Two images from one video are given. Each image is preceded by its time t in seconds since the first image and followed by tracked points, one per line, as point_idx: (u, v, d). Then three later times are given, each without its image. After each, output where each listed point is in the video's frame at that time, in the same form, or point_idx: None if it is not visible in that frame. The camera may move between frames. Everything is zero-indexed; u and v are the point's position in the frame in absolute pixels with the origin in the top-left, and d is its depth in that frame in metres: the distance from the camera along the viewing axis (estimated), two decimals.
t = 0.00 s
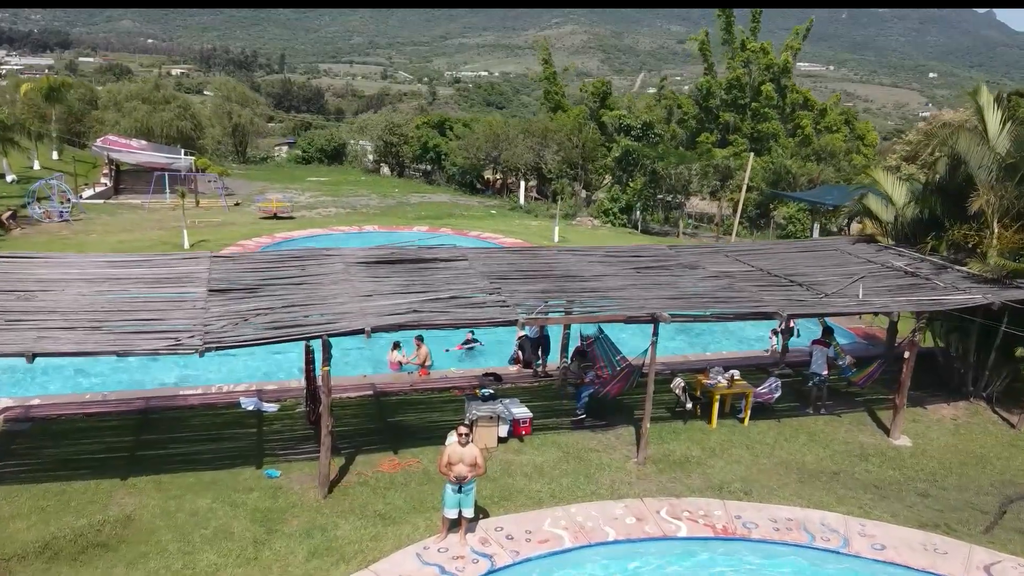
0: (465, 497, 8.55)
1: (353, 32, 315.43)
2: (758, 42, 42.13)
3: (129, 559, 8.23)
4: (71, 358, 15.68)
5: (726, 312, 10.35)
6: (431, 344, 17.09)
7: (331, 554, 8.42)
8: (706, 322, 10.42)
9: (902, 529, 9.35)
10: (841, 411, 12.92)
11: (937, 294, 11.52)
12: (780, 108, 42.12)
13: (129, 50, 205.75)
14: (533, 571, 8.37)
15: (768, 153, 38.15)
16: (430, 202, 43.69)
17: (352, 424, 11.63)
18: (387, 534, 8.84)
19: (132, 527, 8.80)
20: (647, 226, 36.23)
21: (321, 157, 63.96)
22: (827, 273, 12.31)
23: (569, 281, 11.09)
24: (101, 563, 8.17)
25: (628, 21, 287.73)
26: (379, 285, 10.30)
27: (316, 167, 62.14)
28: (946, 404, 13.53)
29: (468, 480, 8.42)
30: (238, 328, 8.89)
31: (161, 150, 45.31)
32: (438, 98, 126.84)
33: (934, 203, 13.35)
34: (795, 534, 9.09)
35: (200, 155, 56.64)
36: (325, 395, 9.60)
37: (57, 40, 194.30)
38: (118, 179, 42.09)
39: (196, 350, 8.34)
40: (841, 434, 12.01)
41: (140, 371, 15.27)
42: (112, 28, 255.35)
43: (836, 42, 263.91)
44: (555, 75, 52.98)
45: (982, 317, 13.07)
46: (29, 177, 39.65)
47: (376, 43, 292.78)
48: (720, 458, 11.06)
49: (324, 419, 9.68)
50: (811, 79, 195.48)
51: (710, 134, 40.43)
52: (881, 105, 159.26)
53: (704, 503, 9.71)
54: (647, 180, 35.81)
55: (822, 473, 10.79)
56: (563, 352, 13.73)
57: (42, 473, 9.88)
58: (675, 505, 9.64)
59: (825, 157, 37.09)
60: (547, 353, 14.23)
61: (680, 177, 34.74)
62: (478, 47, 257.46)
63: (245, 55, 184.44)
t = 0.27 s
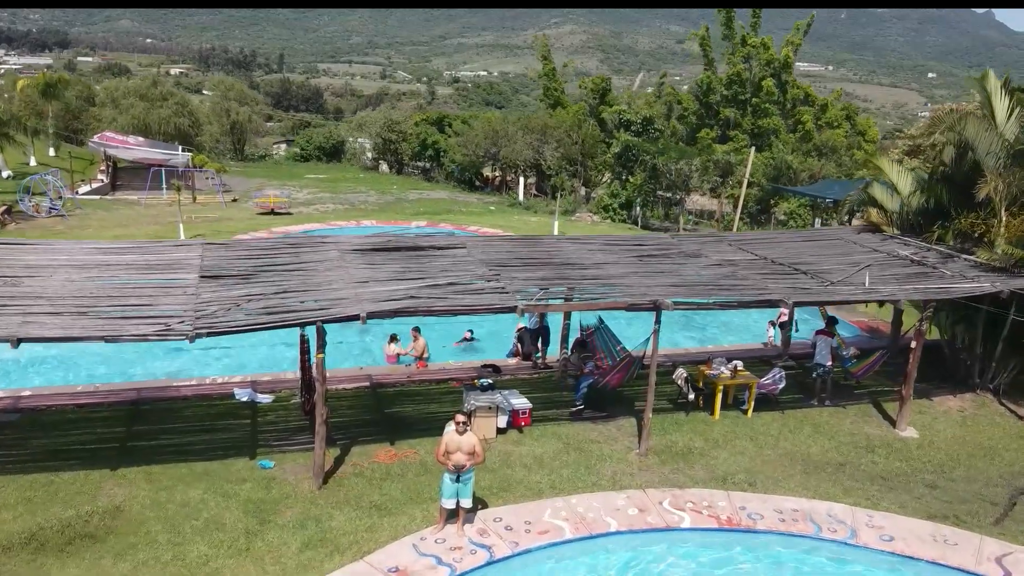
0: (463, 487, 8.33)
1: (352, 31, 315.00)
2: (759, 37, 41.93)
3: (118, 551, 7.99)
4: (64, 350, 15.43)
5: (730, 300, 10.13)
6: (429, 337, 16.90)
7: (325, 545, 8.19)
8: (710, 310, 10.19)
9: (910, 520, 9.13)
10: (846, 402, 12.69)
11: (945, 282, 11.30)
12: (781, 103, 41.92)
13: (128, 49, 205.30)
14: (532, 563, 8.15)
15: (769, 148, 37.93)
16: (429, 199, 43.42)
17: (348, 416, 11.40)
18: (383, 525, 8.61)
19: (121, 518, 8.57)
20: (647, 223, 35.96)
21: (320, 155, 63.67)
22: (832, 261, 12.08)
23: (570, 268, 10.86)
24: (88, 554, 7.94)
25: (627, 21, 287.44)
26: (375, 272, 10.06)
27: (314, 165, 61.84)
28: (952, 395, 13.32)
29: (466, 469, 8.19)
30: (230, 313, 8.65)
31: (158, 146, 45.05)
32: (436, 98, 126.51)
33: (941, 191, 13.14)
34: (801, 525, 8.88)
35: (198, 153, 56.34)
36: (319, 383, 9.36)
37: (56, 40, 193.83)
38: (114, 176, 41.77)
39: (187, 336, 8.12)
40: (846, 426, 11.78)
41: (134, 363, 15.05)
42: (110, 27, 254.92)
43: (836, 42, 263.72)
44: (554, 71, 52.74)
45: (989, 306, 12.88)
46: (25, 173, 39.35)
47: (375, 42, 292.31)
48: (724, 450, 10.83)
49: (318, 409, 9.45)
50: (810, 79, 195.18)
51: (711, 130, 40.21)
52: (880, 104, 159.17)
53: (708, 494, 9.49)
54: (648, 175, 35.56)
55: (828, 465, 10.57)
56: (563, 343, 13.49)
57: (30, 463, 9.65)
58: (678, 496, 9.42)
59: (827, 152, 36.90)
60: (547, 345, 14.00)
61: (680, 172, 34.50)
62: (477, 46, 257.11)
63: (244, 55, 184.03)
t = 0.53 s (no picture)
0: (463, 472, 8.20)
1: (351, 31, 314.92)
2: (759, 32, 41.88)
3: (111, 536, 7.86)
4: (60, 342, 15.30)
5: (732, 284, 10.02)
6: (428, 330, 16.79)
7: (322, 530, 8.06)
8: (712, 294, 10.09)
9: (916, 506, 9.01)
10: (849, 392, 12.57)
11: (950, 269, 11.18)
12: (782, 99, 41.90)
13: (127, 49, 205.17)
14: (533, 547, 8.05)
15: (770, 144, 37.87)
16: (428, 195, 43.27)
17: (346, 404, 11.28)
18: (381, 511, 8.49)
19: (115, 503, 8.43)
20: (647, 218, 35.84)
21: (319, 152, 63.53)
22: (835, 248, 11.96)
23: (571, 254, 10.73)
24: (81, 538, 7.81)
25: (627, 21, 287.30)
26: (373, 256, 9.94)
27: (314, 162, 61.66)
28: (956, 385, 13.21)
29: (465, 453, 8.07)
30: (226, 296, 8.52)
31: (157, 143, 44.91)
32: (436, 97, 126.34)
33: (945, 179, 13.04)
34: (805, 510, 8.76)
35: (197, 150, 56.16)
36: (316, 368, 9.24)
37: (56, 40, 193.67)
38: (113, 172, 41.60)
39: (181, 318, 7.99)
40: (849, 414, 11.66)
41: (130, 354, 14.90)
42: (110, 27, 254.76)
43: (835, 42, 263.60)
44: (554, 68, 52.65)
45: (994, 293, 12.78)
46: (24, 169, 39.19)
47: (375, 43, 291.91)
48: (726, 438, 10.71)
49: (315, 394, 9.32)
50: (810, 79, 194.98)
51: (711, 126, 40.13)
52: (880, 104, 159.10)
53: (710, 480, 9.36)
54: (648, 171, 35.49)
55: (832, 452, 10.45)
56: (564, 332, 13.37)
57: (23, 450, 9.51)
58: (679, 482, 9.30)
59: (828, 147, 36.83)
60: (547, 335, 13.87)
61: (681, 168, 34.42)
62: (477, 46, 256.92)
63: (243, 55, 183.81)
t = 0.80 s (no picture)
0: (462, 454, 8.13)
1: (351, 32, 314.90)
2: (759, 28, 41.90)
3: (107, 518, 7.79)
4: (58, 333, 15.21)
5: (733, 269, 9.96)
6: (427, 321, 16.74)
7: (320, 513, 7.99)
8: (713, 278, 10.03)
9: (919, 490, 8.95)
10: (851, 380, 12.50)
11: (953, 254, 11.13)
12: (782, 95, 41.89)
13: (126, 49, 205.10)
14: (533, 530, 7.98)
15: (770, 139, 37.84)
16: (428, 192, 43.23)
17: (345, 390, 11.22)
18: (379, 494, 8.42)
19: (111, 487, 8.36)
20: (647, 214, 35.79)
21: (319, 151, 63.42)
22: (836, 235, 11.89)
23: (571, 239, 10.67)
24: (78, 520, 7.73)
25: (627, 21, 287.27)
26: (371, 240, 9.87)
27: (314, 160, 61.58)
28: (959, 373, 13.15)
29: (464, 435, 8.01)
30: (224, 277, 8.47)
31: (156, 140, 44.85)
32: (436, 97, 126.30)
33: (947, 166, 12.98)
34: (807, 493, 8.69)
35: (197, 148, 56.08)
36: (314, 352, 9.17)
37: (56, 40, 193.64)
38: (113, 169, 41.53)
39: (178, 298, 7.93)
40: (851, 402, 11.58)
41: (129, 344, 14.84)
42: (109, 28, 254.67)
43: (835, 42, 263.54)
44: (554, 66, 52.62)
45: (997, 279, 12.69)
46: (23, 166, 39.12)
47: (375, 43, 291.81)
48: (727, 423, 10.64)
49: (313, 378, 9.24)
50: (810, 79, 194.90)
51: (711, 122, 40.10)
52: (880, 104, 159.07)
53: (711, 464, 9.30)
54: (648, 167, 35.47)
55: (834, 438, 10.37)
56: (564, 320, 13.28)
57: (19, 435, 9.45)
58: (680, 466, 9.23)
59: (828, 143, 36.82)
60: (547, 324, 13.79)
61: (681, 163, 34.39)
62: (477, 47, 256.87)
63: (243, 55, 183.77)
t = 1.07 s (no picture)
0: (461, 434, 8.09)
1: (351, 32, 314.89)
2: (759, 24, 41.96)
3: (104, 498, 7.75)
4: (57, 322, 15.19)
5: (733, 252, 9.93)
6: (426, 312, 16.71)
7: (318, 493, 7.95)
8: (713, 262, 10.00)
9: (919, 472, 8.93)
10: (851, 367, 12.47)
11: (954, 239, 11.11)
12: (783, 91, 41.94)
13: (127, 50, 205.06)
14: (532, 510, 7.96)
15: (770, 135, 37.83)
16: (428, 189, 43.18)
17: (344, 376, 11.19)
18: (378, 476, 8.38)
19: (108, 468, 8.32)
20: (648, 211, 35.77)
21: (319, 149, 63.38)
22: (837, 221, 11.86)
23: (571, 224, 10.64)
24: (75, 500, 7.70)
25: (627, 21, 287.28)
26: (370, 223, 9.84)
27: (314, 159, 61.51)
28: (960, 360, 13.12)
29: (463, 415, 7.97)
30: (222, 258, 8.44)
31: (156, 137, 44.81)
32: (436, 97, 126.25)
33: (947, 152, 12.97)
34: (808, 475, 8.67)
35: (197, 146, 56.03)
36: (312, 334, 9.13)
37: (57, 40, 193.66)
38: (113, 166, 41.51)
39: (176, 278, 7.90)
40: (851, 388, 11.56)
41: (127, 334, 14.81)
42: (109, 28, 254.54)
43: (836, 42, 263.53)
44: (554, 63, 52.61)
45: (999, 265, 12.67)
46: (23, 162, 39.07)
47: (375, 44, 291.85)
48: (727, 408, 10.61)
49: (311, 360, 9.20)
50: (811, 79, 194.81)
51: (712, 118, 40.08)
52: (880, 104, 158.93)
53: (711, 447, 9.26)
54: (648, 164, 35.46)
55: (834, 423, 10.33)
56: (564, 309, 13.23)
57: (17, 418, 9.42)
58: (680, 449, 9.19)
59: (829, 138, 36.84)
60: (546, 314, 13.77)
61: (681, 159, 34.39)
62: (477, 47, 256.88)
63: (244, 55, 183.76)
